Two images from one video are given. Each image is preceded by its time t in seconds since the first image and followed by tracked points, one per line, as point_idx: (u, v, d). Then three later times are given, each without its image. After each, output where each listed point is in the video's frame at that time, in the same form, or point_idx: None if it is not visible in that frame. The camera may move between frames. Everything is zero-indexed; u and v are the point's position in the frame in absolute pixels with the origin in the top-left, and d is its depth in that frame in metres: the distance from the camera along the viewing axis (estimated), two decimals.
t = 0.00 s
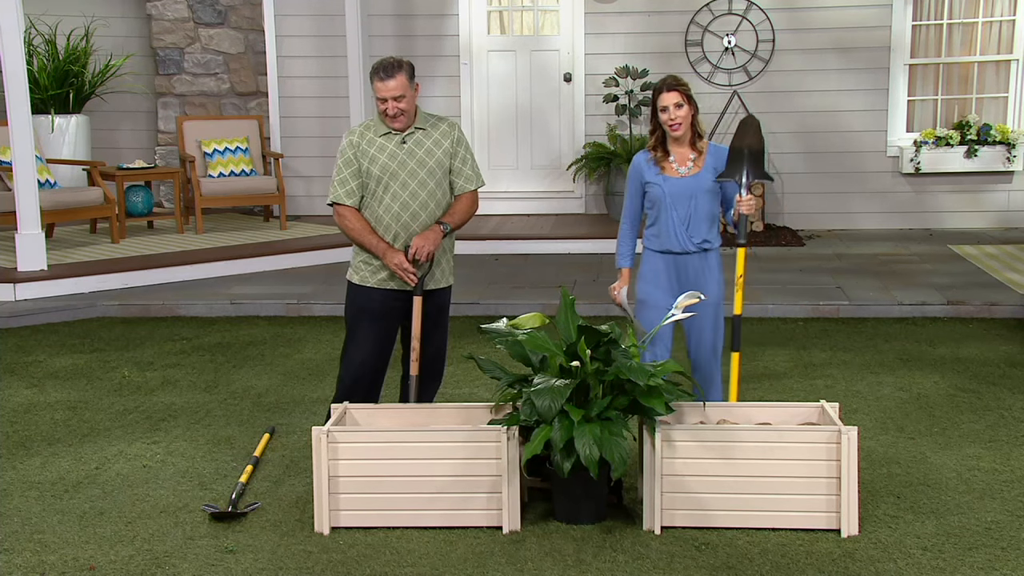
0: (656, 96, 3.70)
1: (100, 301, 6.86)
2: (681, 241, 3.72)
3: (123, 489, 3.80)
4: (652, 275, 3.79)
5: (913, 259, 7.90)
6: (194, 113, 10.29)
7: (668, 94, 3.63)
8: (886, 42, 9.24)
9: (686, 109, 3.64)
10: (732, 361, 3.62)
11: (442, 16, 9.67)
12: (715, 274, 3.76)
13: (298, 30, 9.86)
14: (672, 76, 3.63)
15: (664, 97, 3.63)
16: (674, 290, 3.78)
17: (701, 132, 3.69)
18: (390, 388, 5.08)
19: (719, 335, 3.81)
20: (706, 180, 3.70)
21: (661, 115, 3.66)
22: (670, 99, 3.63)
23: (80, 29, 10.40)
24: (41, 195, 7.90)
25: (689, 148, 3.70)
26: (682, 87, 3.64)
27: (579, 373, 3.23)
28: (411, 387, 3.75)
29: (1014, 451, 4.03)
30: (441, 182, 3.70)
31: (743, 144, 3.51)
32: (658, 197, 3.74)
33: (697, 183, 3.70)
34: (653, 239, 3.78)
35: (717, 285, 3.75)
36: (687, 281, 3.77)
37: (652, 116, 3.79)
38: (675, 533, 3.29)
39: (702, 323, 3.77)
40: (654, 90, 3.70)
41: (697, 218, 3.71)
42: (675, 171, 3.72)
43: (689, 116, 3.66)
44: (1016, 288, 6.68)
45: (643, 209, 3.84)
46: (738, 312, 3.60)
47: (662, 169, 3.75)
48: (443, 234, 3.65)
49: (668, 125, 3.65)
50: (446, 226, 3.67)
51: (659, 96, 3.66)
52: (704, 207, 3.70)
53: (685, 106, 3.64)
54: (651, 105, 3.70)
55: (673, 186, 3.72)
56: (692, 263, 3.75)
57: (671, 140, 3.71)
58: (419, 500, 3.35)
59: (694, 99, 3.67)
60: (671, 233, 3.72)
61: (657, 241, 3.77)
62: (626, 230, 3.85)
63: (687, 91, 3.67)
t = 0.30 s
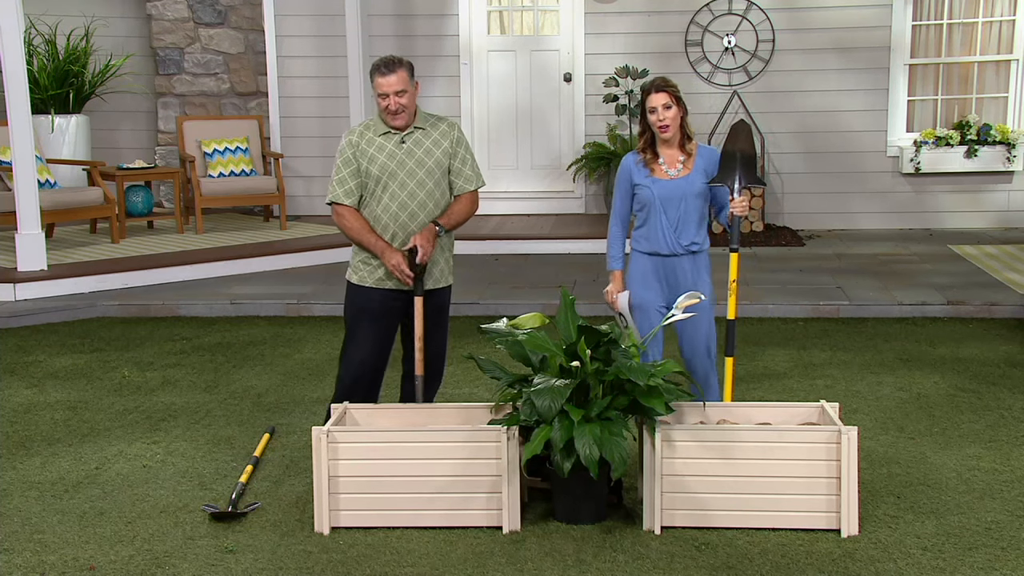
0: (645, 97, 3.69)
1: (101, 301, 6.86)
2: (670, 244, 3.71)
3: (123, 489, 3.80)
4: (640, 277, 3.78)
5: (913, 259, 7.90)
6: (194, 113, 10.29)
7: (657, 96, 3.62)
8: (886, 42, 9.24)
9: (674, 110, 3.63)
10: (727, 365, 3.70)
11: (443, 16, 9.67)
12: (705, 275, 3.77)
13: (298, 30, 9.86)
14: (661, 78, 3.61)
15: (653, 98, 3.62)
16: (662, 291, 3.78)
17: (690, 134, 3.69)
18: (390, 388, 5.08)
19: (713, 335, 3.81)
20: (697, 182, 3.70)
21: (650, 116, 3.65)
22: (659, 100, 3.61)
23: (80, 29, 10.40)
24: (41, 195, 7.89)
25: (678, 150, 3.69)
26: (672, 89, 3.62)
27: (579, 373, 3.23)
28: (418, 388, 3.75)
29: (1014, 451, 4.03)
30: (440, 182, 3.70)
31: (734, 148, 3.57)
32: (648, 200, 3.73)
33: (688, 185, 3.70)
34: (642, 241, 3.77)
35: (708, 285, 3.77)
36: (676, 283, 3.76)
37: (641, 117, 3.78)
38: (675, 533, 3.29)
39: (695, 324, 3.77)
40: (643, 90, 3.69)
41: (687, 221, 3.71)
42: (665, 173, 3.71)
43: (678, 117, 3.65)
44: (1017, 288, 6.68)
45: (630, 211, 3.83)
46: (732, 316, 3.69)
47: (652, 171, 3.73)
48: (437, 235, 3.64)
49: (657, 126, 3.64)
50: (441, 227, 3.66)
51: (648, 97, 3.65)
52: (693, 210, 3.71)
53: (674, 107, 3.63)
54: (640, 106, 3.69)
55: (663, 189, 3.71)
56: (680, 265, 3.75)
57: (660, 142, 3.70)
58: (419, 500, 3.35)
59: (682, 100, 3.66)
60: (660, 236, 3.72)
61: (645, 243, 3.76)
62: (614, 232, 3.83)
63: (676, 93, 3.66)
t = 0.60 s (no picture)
0: (638, 99, 3.67)
1: (101, 302, 6.86)
2: (665, 246, 3.71)
3: (123, 489, 3.80)
4: (635, 280, 3.77)
5: (913, 259, 7.90)
6: (194, 113, 10.29)
7: (650, 99, 3.59)
8: (886, 42, 9.24)
9: (668, 112, 3.63)
10: (728, 366, 3.73)
11: (442, 16, 9.67)
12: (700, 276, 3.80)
13: (298, 30, 9.86)
14: (655, 80, 3.58)
15: (646, 101, 3.60)
16: (657, 295, 3.77)
17: (683, 136, 3.70)
18: (389, 388, 5.08)
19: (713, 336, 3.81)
20: (690, 184, 3.71)
21: (643, 119, 3.64)
22: (652, 103, 3.59)
23: (80, 29, 10.40)
24: (41, 195, 7.89)
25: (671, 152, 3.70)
26: (666, 91, 3.60)
27: (579, 373, 3.23)
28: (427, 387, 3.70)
29: (1014, 451, 4.03)
30: (436, 186, 3.71)
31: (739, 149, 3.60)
32: (642, 202, 3.72)
33: (681, 187, 3.70)
34: (636, 244, 3.76)
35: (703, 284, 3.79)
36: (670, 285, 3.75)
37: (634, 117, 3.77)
38: (675, 533, 3.29)
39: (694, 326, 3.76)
40: (636, 91, 3.66)
41: (680, 223, 3.71)
42: (658, 176, 3.72)
43: (671, 119, 3.64)
44: (1017, 288, 6.68)
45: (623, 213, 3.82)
46: (733, 317, 3.68)
47: (645, 173, 3.74)
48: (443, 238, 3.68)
49: (651, 129, 3.63)
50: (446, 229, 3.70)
51: (641, 100, 3.62)
52: (686, 211, 3.71)
53: (668, 110, 3.62)
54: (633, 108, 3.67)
55: (656, 191, 3.71)
56: (674, 268, 3.74)
57: (653, 143, 3.71)
58: (419, 500, 3.35)
59: (674, 101, 3.65)
60: (655, 238, 3.71)
61: (639, 246, 3.75)
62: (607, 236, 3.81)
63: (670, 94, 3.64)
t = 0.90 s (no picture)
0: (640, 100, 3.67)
1: (101, 302, 6.86)
2: (666, 246, 3.71)
3: (123, 489, 3.80)
4: (636, 281, 3.78)
5: (913, 259, 7.91)
6: (194, 113, 10.29)
7: (651, 100, 3.60)
8: (885, 42, 9.24)
9: (670, 113, 3.63)
10: (731, 369, 3.69)
11: (442, 16, 9.67)
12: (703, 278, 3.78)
13: (298, 30, 9.86)
14: (657, 81, 3.59)
15: (647, 102, 3.61)
16: (658, 296, 3.77)
17: (686, 136, 3.69)
18: (389, 388, 5.08)
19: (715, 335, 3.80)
20: (692, 184, 3.70)
21: (645, 121, 3.64)
22: (654, 105, 3.60)
23: (80, 29, 10.40)
24: (41, 195, 7.89)
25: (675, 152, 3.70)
26: (667, 92, 3.60)
27: (579, 373, 3.23)
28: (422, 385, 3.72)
29: (1015, 451, 4.02)
30: (426, 188, 3.71)
31: (743, 151, 3.60)
32: (644, 202, 3.73)
33: (684, 187, 3.70)
34: (638, 245, 3.76)
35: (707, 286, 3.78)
36: (671, 286, 3.75)
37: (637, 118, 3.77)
38: (675, 534, 3.29)
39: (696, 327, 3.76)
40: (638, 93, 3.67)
41: (682, 223, 3.71)
42: (660, 176, 3.72)
43: (673, 120, 3.64)
44: (1017, 288, 6.69)
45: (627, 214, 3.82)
46: (735, 317, 3.67)
47: (647, 173, 3.74)
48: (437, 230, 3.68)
49: (652, 130, 3.63)
50: (440, 223, 3.70)
51: (643, 101, 3.63)
52: (688, 212, 3.70)
53: (669, 111, 3.63)
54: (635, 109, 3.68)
55: (659, 191, 3.71)
56: (676, 269, 3.74)
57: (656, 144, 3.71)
58: (418, 500, 3.35)
59: (677, 102, 3.65)
60: (656, 239, 3.71)
61: (641, 247, 3.75)
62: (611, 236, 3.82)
63: (672, 95, 3.64)
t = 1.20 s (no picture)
0: (643, 100, 3.67)
1: (101, 301, 6.86)
2: (670, 246, 3.71)
3: (123, 489, 3.80)
4: (641, 280, 3.78)
5: (913, 259, 7.91)
6: (194, 113, 10.30)
7: (654, 100, 3.61)
8: (886, 42, 9.24)
9: (673, 113, 3.63)
10: (730, 369, 3.69)
11: (442, 16, 9.67)
12: (706, 278, 3.78)
13: (298, 30, 9.86)
14: (660, 81, 3.60)
15: (650, 102, 3.61)
16: (662, 296, 3.77)
17: (689, 136, 3.69)
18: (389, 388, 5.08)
19: (718, 335, 3.80)
20: (696, 183, 3.69)
21: (648, 121, 3.65)
22: (656, 104, 3.60)
23: (80, 29, 10.39)
24: (41, 195, 7.89)
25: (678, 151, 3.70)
26: (670, 92, 3.60)
27: (579, 373, 3.23)
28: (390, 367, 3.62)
29: (1015, 451, 4.02)
30: (424, 188, 3.71)
31: (741, 151, 3.59)
32: (648, 202, 3.72)
33: (688, 186, 3.69)
34: (642, 245, 3.76)
35: (711, 286, 3.78)
36: (674, 285, 3.75)
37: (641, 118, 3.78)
38: (675, 534, 3.29)
39: (699, 326, 3.76)
40: (641, 92, 3.67)
41: (685, 223, 3.70)
42: (663, 176, 3.72)
43: (677, 120, 3.64)
44: (1017, 288, 6.69)
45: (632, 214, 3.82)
46: (734, 317, 3.67)
47: (651, 173, 3.74)
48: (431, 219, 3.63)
49: (655, 130, 3.64)
50: (435, 211, 3.66)
51: (646, 101, 3.64)
52: (692, 211, 3.70)
53: (672, 110, 3.62)
54: (639, 109, 3.68)
55: (662, 191, 3.70)
56: (680, 269, 3.74)
57: (660, 144, 3.71)
58: (418, 500, 3.35)
59: (680, 102, 3.65)
60: (660, 238, 3.71)
61: (646, 247, 3.76)
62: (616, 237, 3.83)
63: (675, 95, 3.64)
